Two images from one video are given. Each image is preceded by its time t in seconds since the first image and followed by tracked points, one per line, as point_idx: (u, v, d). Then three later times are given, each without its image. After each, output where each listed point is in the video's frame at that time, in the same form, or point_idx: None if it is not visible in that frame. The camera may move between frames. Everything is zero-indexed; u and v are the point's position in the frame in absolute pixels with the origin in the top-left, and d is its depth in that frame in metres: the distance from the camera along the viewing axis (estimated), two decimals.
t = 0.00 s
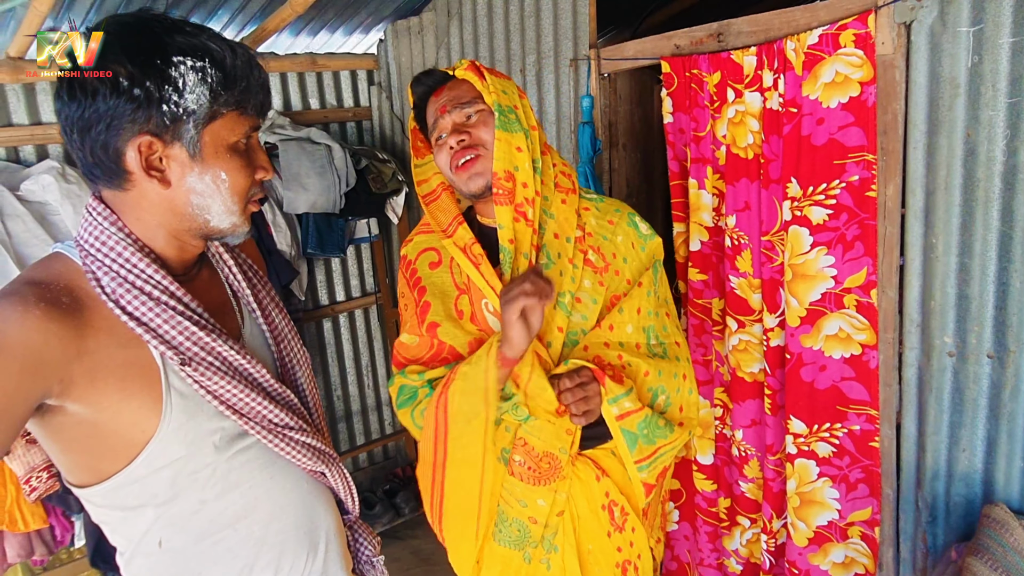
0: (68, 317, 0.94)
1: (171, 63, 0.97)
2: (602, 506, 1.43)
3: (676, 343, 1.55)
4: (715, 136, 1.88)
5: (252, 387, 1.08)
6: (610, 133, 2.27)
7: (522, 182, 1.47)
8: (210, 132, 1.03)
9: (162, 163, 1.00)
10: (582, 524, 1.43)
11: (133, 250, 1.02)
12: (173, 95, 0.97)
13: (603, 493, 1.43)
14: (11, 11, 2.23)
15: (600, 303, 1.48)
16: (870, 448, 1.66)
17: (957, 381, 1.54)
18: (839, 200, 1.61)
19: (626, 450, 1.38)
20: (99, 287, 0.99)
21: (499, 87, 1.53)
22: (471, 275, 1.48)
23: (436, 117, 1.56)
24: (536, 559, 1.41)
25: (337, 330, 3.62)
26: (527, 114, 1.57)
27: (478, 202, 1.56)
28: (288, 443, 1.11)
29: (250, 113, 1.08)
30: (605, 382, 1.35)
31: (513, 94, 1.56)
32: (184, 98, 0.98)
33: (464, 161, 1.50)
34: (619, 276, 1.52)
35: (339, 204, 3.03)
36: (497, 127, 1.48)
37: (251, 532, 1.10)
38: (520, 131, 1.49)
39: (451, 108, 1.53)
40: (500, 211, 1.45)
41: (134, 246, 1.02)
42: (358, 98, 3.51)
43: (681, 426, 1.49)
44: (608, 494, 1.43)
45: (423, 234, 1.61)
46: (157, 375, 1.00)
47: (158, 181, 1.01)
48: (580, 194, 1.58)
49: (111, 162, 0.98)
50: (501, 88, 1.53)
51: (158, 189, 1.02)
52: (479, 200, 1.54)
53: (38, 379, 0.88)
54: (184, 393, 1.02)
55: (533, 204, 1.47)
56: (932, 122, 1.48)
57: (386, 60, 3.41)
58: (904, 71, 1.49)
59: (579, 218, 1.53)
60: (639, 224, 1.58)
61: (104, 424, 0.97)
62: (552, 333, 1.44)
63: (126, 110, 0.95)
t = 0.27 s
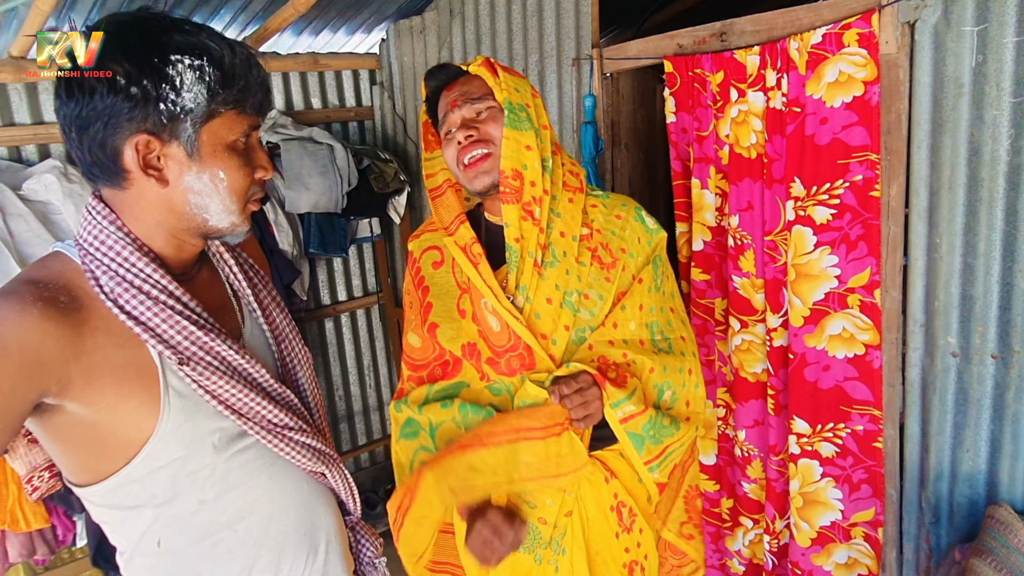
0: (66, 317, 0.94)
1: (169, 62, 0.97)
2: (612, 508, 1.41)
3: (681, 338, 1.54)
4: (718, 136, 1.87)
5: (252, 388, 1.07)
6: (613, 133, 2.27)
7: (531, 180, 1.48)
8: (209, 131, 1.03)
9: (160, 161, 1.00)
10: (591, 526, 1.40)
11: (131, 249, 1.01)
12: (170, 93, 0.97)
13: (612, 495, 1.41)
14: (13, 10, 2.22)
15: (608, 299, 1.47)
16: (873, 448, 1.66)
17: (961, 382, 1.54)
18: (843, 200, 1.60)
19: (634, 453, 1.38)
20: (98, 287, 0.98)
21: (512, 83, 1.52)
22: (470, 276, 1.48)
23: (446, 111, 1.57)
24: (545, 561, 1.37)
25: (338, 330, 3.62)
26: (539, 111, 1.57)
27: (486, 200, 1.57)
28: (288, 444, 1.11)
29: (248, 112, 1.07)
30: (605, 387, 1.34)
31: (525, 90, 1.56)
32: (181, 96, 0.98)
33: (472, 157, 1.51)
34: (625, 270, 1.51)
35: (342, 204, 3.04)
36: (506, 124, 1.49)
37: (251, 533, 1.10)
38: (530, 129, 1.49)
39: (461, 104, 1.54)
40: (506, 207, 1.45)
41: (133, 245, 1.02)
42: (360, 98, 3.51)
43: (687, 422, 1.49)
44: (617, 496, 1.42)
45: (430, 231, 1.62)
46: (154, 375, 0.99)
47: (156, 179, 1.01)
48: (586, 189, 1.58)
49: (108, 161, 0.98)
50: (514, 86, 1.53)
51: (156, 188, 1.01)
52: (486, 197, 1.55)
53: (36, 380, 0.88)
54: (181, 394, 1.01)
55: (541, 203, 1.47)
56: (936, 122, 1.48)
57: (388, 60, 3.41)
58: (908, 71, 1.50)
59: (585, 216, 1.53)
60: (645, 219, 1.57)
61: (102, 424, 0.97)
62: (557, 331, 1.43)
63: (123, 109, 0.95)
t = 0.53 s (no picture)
0: (58, 321, 0.94)
1: (157, 68, 0.97)
2: (613, 508, 1.39)
3: (684, 343, 1.54)
4: (717, 137, 1.87)
5: (244, 393, 1.07)
6: (612, 135, 2.26)
7: (541, 195, 1.48)
8: (198, 136, 1.01)
9: (148, 167, 1.00)
10: (592, 527, 1.37)
11: (123, 254, 1.00)
12: (157, 98, 0.96)
13: (613, 495, 1.39)
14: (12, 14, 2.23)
15: (610, 307, 1.46)
16: (873, 451, 1.66)
17: (961, 384, 1.53)
18: (842, 202, 1.60)
19: (636, 459, 1.37)
20: (89, 292, 0.98)
21: (518, 92, 1.52)
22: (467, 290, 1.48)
23: (450, 125, 1.55)
24: (545, 563, 1.33)
25: (339, 332, 3.62)
26: (544, 117, 1.57)
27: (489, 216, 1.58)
28: (282, 449, 1.11)
29: (238, 117, 1.06)
30: (611, 399, 1.33)
31: (530, 96, 1.56)
32: (168, 102, 0.97)
33: (478, 178, 1.51)
34: (628, 277, 1.50)
35: (342, 205, 3.04)
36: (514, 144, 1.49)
37: (245, 537, 1.10)
38: (540, 143, 1.51)
39: (465, 119, 1.52)
40: (514, 227, 1.46)
41: (124, 250, 1.01)
42: (360, 99, 3.50)
43: (689, 427, 1.49)
44: (618, 496, 1.39)
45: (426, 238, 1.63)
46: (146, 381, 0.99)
47: (144, 185, 1.00)
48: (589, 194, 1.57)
49: (98, 167, 0.98)
50: (520, 94, 1.53)
51: (144, 193, 1.01)
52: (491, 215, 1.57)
53: (27, 385, 0.89)
54: (174, 399, 1.01)
55: (551, 217, 1.47)
56: (936, 124, 1.47)
57: (388, 62, 3.41)
58: (908, 72, 1.48)
59: (588, 222, 1.52)
60: (648, 225, 1.57)
61: (95, 429, 0.97)
62: (560, 339, 1.42)
63: (111, 114, 0.94)
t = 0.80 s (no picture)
0: (63, 318, 0.94)
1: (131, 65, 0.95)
2: (624, 508, 1.38)
3: (694, 343, 1.53)
4: (721, 137, 1.87)
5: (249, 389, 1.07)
6: (615, 135, 2.26)
7: (547, 194, 1.48)
8: (177, 132, 1.00)
9: (131, 166, 0.99)
10: (603, 527, 1.36)
11: (128, 250, 1.01)
12: (131, 96, 0.95)
13: (624, 495, 1.38)
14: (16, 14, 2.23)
15: (621, 307, 1.46)
16: (878, 452, 1.66)
17: (967, 385, 1.52)
18: (846, 203, 1.60)
19: (650, 460, 1.37)
20: (94, 288, 0.98)
21: (526, 91, 1.52)
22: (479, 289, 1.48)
23: (457, 125, 1.55)
24: (556, 563, 1.33)
25: (341, 333, 3.62)
26: (553, 117, 1.57)
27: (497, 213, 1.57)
28: (286, 447, 1.10)
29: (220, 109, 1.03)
30: (627, 401, 1.34)
31: (537, 94, 1.56)
32: (142, 99, 0.96)
33: (487, 175, 1.51)
34: (639, 277, 1.50)
35: (344, 206, 3.04)
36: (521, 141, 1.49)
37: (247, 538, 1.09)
38: (547, 141, 1.50)
39: (474, 118, 1.52)
40: (524, 225, 1.45)
41: (129, 247, 1.01)
42: (362, 100, 3.50)
43: (701, 427, 1.48)
44: (629, 496, 1.39)
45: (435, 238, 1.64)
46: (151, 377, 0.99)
47: (127, 184, 1.00)
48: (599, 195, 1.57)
49: (85, 168, 0.98)
50: (528, 92, 1.53)
51: (129, 192, 1.01)
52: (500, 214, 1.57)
53: (33, 382, 0.88)
54: (179, 395, 1.01)
55: (558, 216, 1.47)
56: (941, 124, 1.47)
57: (390, 62, 3.41)
58: (913, 72, 1.48)
59: (599, 223, 1.52)
60: (658, 225, 1.56)
61: (100, 426, 0.97)
62: (571, 340, 1.42)
63: (86, 115, 0.94)
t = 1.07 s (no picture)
0: (53, 315, 0.94)
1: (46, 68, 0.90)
2: (627, 509, 1.37)
3: (699, 343, 1.53)
4: (723, 136, 1.86)
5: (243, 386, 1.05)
6: (617, 135, 2.25)
7: (551, 191, 1.47)
8: (108, 126, 0.94)
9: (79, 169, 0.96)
10: (607, 528, 1.35)
11: (117, 248, 1.00)
12: (51, 100, 0.91)
13: (628, 495, 1.38)
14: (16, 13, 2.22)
15: (626, 306, 1.45)
16: (880, 453, 1.65)
17: (970, 385, 1.52)
18: (849, 202, 1.59)
19: (654, 460, 1.37)
20: (84, 285, 0.98)
21: (530, 87, 1.51)
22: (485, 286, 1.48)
23: (462, 121, 1.54)
24: (560, 564, 1.31)
25: (341, 333, 3.61)
26: (558, 114, 1.57)
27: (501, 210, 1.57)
28: (280, 446, 1.08)
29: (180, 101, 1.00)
30: (632, 402, 1.33)
31: (542, 90, 1.55)
32: (61, 101, 0.91)
33: (491, 171, 1.50)
34: (644, 276, 1.49)
35: (345, 206, 3.03)
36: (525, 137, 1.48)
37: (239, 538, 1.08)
38: (550, 138, 1.49)
39: (479, 114, 1.51)
40: (529, 223, 1.45)
41: (119, 245, 1.00)
42: (363, 100, 3.50)
43: (706, 427, 1.47)
44: (633, 497, 1.38)
45: (439, 237, 1.63)
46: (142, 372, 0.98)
47: (79, 187, 0.97)
48: (605, 193, 1.56)
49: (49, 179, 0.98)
50: (532, 88, 1.52)
51: (87, 195, 0.99)
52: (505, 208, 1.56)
53: (18, 378, 0.89)
54: (169, 390, 1.00)
55: (562, 213, 1.47)
56: (945, 123, 1.46)
57: (391, 62, 3.40)
58: (916, 71, 1.47)
59: (604, 221, 1.51)
60: (663, 224, 1.56)
61: (93, 423, 0.97)
62: (576, 339, 1.42)
63: (23, 130, 0.93)
